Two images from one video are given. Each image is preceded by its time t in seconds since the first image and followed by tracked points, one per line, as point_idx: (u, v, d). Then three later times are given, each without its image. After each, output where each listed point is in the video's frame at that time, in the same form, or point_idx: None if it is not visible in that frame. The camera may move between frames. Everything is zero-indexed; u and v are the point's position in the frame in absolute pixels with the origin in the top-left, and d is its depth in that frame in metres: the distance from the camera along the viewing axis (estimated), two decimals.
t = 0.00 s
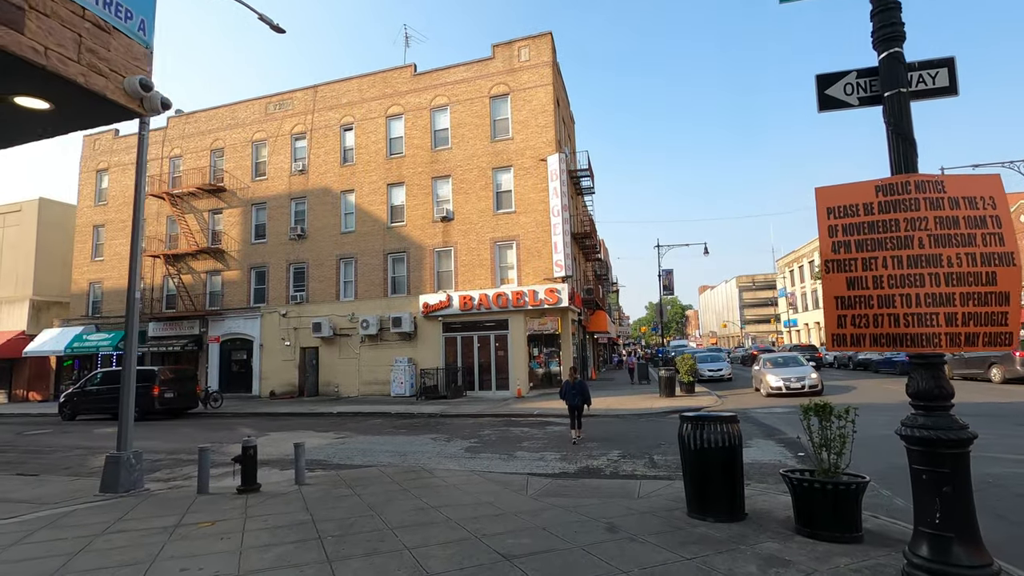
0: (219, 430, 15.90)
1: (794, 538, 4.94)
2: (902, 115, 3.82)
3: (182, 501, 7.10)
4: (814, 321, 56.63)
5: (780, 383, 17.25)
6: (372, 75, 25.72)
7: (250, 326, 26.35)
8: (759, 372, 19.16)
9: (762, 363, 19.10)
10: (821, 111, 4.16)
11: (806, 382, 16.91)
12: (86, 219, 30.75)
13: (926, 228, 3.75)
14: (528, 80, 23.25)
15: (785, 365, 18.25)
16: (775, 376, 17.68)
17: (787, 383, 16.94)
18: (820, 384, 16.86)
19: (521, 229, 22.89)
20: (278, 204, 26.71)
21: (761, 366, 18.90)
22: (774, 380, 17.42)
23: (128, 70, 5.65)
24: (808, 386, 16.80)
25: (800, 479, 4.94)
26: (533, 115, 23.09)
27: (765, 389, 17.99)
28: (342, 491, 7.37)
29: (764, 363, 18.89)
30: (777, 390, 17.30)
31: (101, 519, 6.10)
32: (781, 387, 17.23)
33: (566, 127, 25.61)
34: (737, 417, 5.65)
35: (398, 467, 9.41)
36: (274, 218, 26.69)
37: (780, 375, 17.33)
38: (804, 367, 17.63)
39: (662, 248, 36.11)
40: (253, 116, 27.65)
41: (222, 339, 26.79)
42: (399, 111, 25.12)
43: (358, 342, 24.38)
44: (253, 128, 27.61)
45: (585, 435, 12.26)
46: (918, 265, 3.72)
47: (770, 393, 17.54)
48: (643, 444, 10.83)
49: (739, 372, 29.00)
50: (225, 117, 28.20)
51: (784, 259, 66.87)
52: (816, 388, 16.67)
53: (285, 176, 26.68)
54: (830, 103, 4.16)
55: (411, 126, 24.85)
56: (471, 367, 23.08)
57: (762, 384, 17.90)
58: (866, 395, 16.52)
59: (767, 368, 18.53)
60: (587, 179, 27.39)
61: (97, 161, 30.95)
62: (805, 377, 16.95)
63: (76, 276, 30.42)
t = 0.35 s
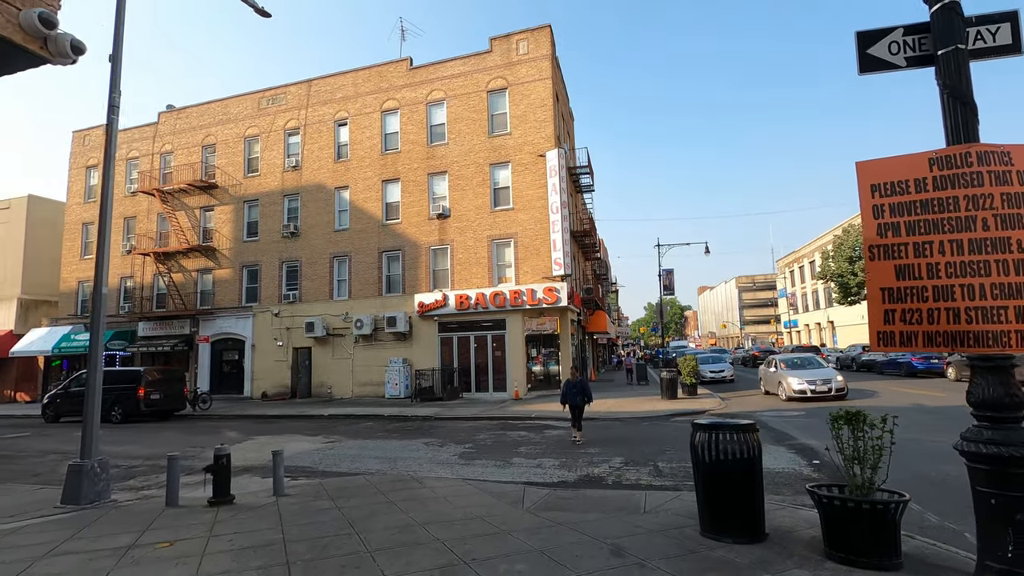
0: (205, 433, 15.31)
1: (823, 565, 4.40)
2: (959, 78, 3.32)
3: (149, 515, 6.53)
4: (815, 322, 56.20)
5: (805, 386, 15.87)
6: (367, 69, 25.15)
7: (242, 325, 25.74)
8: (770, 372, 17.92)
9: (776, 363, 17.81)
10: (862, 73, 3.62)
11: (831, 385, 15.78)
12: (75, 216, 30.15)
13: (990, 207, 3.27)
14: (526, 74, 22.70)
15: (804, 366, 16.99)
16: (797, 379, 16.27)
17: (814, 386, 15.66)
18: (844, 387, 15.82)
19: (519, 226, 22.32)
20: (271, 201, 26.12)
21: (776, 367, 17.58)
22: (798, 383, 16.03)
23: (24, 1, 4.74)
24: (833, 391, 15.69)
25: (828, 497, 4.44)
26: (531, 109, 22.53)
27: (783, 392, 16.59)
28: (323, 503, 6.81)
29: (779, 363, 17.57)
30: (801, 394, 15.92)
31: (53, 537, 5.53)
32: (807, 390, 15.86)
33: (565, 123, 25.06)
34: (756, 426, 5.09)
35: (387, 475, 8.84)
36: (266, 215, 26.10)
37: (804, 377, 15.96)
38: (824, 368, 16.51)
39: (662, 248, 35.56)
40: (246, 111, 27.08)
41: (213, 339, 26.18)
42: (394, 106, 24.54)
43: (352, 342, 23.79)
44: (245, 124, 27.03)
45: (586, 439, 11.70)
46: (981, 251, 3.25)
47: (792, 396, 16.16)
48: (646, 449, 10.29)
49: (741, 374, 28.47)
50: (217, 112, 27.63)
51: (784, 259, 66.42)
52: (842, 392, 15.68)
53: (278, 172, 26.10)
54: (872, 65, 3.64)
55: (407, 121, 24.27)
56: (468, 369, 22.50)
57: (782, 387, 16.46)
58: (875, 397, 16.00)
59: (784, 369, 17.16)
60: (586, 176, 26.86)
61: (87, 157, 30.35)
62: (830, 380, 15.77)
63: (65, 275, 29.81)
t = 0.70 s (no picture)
0: (184, 436, 14.74)
1: None
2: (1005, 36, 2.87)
3: (100, 530, 5.98)
4: (811, 324, 55.97)
5: (825, 390, 14.93)
6: (358, 64, 24.63)
7: (229, 325, 25.14)
8: (778, 375, 17.02)
9: (786, 365, 16.90)
10: (890, 35, 3.20)
11: (852, 390, 14.83)
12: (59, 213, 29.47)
13: None
14: (520, 69, 22.23)
15: (819, 369, 16.11)
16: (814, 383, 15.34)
17: (834, 391, 14.78)
18: (862, 392, 15.06)
19: (512, 225, 21.84)
20: (259, 198, 25.55)
21: (787, 369, 16.64)
22: (816, 387, 15.09)
23: None
24: (853, 396, 14.88)
25: (847, 518, 3.96)
26: (525, 106, 22.06)
27: (797, 397, 15.62)
28: (291, 517, 6.28)
29: (790, 365, 16.66)
30: (820, 399, 14.96)
31: None
32: (826, 395, 14.93)
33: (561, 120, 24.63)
34: (763, 435, 4.60)
35: (367, 484, 8.31)
36: (255, 213, 25.54)
37: (823, 381, 15.04)
38: (840, 371, 15.72)
39: (658, 248, 35.13)
40: (234, 107, 26.52)
41: (199, 340, 25.58)
42: (386, 102, 24.03)
43: (342, 343, 23.23)
44: (233, 120, 26.46)
45: (579, 444, 11.20)
46: None
47: (808, 402, 15.20)
48: (643, 455, 9.81)
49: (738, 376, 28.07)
50: (205, 108, 27.06)
51: (780, 261, 66.21)
52: (860, 397, 14.92)
53: (266, 169, 25.54)
54: (904, 26, 3.20)
55: (398, 117, 23.76)
56: (460, 371, 21.99)
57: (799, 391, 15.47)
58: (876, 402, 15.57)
59: (797, 371, 16.23)
60: (582, 175, 26.43)
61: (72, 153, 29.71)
62: (849, 385, 14.94)
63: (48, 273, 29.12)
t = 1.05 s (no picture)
0: (159, 443, 14.10)
1: None
2: None
3: (38, 556, 5.40)
4: (806, 325, 55.80)
5: (839, 395, 14.38)
6: (347, 60, 24.05)
7: (213, 327, 24.48)
8: (787, 379, 16.49)
9: (794, 369, 16.37)
10: None
11: (866, 395, 14.29)
12: (39, 211, 28.64)
13: None
14: (512, 65, 21.72)
15: (829, 373, 15.59)
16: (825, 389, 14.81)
17: (848, 396, 14.24)
18: (876, 397, 14.54)
19: (504, 224, 21.32)
20: (245, 196, 24.91)
21: (795, 373, 16.10)
22: (829, 392, 14.55)
23: None
24: (867, 402, 14.36)
25: (872, 551, 3.46)
26: (517, 102, 21.55)
27: (809, 402, 15.06)
28: (252, 540, 5.71)
29: (799, 369, 16.12)
30: (834, 404, 14.40)
31: None
32: (841, 400, 14.38)
33: (554, 118, 24.16)
34: (772, 454, 4.09)
35: (343, 498, 7.76)
36: (240, 211, 24.89)
37: (836, 386, 14.48)
38: (852, 376, 15.21)
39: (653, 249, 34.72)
40: (219, 103, 25.87)
41: (183, 342, 24.91)
42: (375, 97, 23.46)
43: (329, 345, 22.64)
44: (218, 116, 25.79)
45: (571, 452, 10.69)
46: None
47: (821, 407, 14.64)
48: (638, 465, 9.30)
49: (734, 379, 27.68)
50: (190, 103, 26.41)
51: (774, 262, 66.07)
52: (876, 403, 14.35)
53: (252, 166, 24.90)
54: None
55: (387, 114, 23.19)
56: (450, 374, 21.45)
57: (810, 396, 14.90)
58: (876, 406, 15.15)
59: (807, 376, 15.70)
60: (575, 174, 25.97)
61: (53, 150, 28.93)
62: (863, 390, 14.41)
63: (27, 273, 28.31)
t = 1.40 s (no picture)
0: (135, 447, 13.48)
1: None
2: None
3: None
4: (801, 326, 55.59)
5: (848, 397, 14.06)
6: (337, 54, 23.50)
7: (198, 328, 23.83)
8: (793, 382, 16.17)
9: (801, 371, 16.06)
10: None
11: (875, 398, 13.99)
12: (20, 209, 27.89)
13: None
14: (506, 59, 21.23)
15: (837, 375, 15.28)
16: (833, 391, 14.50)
17: (858, 399, 13.95)
18: (887, 400, 14.21)
19: (497, 222, 20.80)
20: (231, 193, 24.29)
21: (802, 375, 15.78)
22: (838, 394, 14.21)
23: None
24: (878, 404, 14.01)
25: None
26: (511, 97, 21.05)
27: (816, 405, 14.74)
28: (213, 559, 5.15)
29: (806, 371, 15.81)
30: (843, 406, 14.08)
31: None
32: (850, 402, 14.06)
33: (548, 114, 23.70)
34: (795, 466, 3.58)
35: (319, 508, 7.19)
36: (227, 208, 24.26)
37: (845, 388, 14.16)
38: (861, 377, 14.89)
39: (648, 249, 34.30)
40: (206, 98, 25.25)
41: (167, 342, 24.23)
42: (365, 92, 22.91)
43: (317, 346, 22.04)
44: (205, 111, 25.17)
45: (565, 458, 10.15)
46: None
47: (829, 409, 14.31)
48: (636, 471, 8.77)
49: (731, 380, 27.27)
50: (175, 98, 25.78)
51: (769, 263, 65.89)
52: (886, 406, 14.04)
53: (239, 163, 24.29)
54: None
55: (378, 109, 22.63)
56: (441, 375, 20.91)
57: (818, 398, 14.58)
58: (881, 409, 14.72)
59: (814, 378, 15.38)
60: (570, 171, 25.51)
61: (35, 146, 28.21)
62: (874, 392, 14.07)
63: (8, 272, 27.56)
